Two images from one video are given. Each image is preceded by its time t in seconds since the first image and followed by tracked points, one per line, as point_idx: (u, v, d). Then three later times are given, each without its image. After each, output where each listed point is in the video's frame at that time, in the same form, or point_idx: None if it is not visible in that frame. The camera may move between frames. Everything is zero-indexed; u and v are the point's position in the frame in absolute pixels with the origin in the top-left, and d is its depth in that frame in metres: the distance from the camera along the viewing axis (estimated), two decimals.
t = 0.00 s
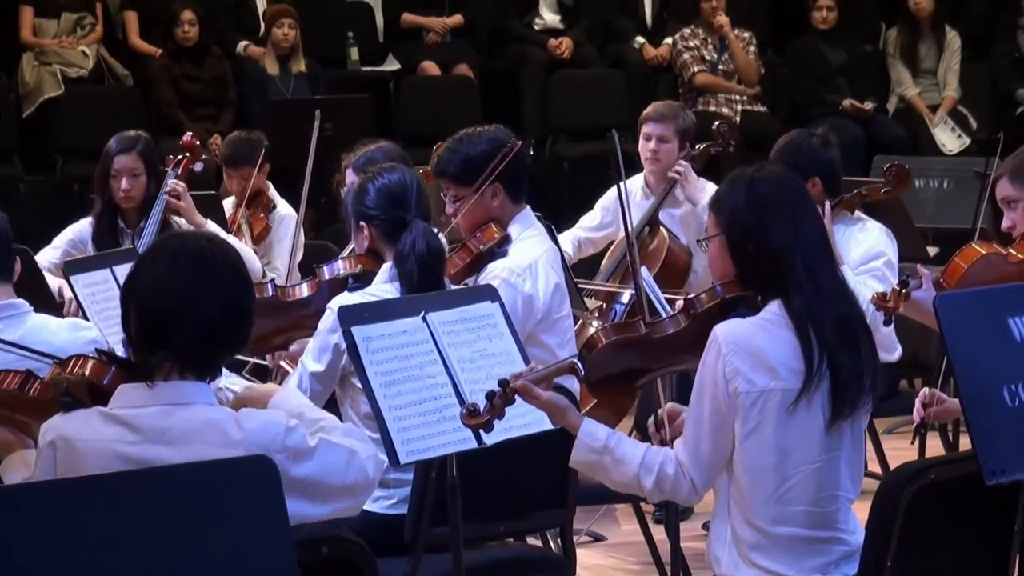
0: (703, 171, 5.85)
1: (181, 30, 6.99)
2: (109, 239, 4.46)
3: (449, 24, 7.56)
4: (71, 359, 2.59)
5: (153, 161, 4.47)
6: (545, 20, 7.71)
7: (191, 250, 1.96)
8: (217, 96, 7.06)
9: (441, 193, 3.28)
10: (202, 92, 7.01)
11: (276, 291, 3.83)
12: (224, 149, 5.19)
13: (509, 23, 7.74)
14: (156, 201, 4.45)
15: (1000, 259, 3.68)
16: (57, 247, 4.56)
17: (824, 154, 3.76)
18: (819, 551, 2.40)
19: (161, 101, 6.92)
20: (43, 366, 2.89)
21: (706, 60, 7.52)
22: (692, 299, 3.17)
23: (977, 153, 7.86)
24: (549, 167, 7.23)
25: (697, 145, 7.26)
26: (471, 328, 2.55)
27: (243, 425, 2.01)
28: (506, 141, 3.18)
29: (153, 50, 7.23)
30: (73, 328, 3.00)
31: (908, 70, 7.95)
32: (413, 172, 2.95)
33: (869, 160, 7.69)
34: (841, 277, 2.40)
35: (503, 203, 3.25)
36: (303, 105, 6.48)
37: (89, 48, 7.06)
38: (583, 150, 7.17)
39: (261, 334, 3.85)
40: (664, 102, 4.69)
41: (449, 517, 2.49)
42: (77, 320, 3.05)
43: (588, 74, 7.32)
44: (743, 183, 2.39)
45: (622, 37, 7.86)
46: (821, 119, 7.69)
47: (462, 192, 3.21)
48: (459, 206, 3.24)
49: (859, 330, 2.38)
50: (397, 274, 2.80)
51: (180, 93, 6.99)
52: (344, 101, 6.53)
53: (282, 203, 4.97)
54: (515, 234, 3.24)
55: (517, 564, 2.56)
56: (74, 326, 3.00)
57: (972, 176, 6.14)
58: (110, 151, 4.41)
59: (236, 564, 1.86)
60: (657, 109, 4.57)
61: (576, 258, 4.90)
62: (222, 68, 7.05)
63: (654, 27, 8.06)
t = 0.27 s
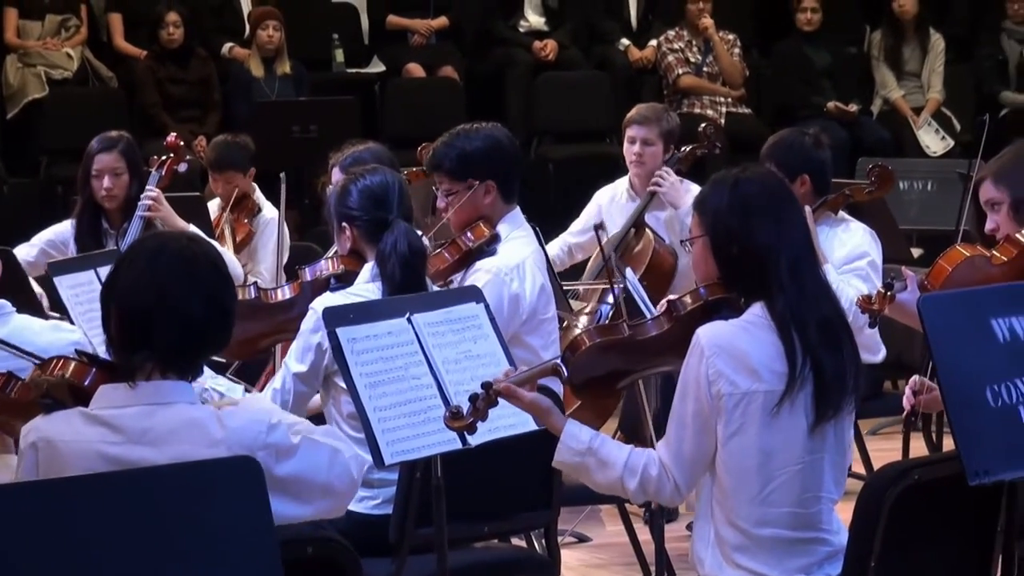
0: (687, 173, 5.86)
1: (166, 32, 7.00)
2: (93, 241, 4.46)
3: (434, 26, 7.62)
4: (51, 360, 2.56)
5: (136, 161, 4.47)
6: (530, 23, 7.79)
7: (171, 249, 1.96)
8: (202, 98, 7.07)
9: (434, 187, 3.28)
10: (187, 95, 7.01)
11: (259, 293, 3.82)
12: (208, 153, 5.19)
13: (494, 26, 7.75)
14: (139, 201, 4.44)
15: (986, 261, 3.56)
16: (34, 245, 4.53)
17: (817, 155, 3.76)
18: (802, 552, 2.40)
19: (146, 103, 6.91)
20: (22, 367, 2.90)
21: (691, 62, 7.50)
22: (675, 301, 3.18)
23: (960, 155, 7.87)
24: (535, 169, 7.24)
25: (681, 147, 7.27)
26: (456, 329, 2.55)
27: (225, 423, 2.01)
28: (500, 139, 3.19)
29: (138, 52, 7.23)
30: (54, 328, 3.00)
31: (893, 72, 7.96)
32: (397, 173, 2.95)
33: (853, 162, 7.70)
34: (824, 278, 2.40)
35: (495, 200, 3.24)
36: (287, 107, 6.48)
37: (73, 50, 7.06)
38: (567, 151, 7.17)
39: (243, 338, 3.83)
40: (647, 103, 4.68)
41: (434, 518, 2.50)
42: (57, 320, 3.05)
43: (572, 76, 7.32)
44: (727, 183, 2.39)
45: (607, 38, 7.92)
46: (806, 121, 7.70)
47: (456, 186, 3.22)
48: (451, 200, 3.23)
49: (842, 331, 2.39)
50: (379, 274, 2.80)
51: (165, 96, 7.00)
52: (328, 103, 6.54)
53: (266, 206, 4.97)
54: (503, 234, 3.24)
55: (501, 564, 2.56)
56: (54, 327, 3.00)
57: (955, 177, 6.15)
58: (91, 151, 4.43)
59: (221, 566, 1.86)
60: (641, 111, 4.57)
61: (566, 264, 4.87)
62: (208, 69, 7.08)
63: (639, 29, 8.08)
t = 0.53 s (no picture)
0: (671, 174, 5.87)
1: (150, 33, 7.07)
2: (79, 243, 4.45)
3: (418, 28, 7.62)
4: (29, 363, 2.58)
5: (126, 163, 4.48)
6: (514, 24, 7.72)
7: (149, 252, 1.96)
8: (186, 102, 7.11)
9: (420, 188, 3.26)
10: (171, 98, 7.05)
11: (242, 292, 3.82)
12: (196, 153, 5.15)
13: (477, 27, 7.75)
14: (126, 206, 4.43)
15: (969, 262, 3.59)
16: (16, 251, 4.49)
17: (808, 154, 3.78)
18: (786, 553, 2.40)
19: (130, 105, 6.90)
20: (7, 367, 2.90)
21: (676, 63, 7.52)
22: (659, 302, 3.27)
23: (943, 155, 7.89)
24: (520, 170, 7.23)
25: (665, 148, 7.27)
26: (440, 331, 2.55)
27: (206, 426, 2.01)
28: (486, 141, 3.18)
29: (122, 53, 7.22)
30: (39, 330, 3.00)
31: (877, 73, 7.97)
32: (381, 174, 2.96)
33: (837, 162, 7.71)
34: (808, 279, 2.40)
35: (481, 202, 3.23)
36: (271, 109, 6.47)
37: (57, 52, 7.04)
38: (551, 153, 7.17)
39: (226, 337, 3.83)
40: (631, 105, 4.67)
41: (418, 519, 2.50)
42: (40, 321, 3.05)
43: (556, 78, 7.32)
44: (711, 184, 2.39)
45: (591, 40, 7.89)
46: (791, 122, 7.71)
47: (443, 188, 3.20)
48: (438, 202, 3.22)
49: (826, 332, 2.39)
50: (363, 274, 2.80)
51: (149, 97, 7.03)
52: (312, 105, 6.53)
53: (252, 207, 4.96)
54: (490, 235, 3.26)
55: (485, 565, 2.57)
56: (39, 328, 3.00)
57: (939, 178, 6.16)
58: (81, 155, 4.41)
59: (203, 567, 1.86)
60: (625, 114, 4.57)
61: (553, 266, 4.93)
62: (192, 71, 7.09)
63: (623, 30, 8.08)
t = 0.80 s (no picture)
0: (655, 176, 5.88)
1: (133, 35, 7.01)
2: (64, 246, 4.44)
3: (402, 29, 7.61)
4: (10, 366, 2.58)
5: (111, 164, 4.48)
6: (497, 26, 7.74)
7: (127, 254, 1.96)
8: (170, 103, 7.11)
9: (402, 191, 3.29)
10: (154, 98, 7.05)
11: (226, 292, 3.83)
12: (183, 153, 5.17)
13: (461, 28, 7.75)
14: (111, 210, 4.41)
15: (951, 263, 3.67)
16: (6, 256, 4.48)
17: (795, 155, 3.79)
18: (771, 553, 2.40)
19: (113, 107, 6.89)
20: None
21: (659, 64, 7.51)
22: (645, 301, 3.28)
23: (926, 156, 7.91)
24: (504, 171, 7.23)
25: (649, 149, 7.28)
26: (423, 332, 2.55)
27: (188, 426, 2.01)
28: (466, 143, 3.20)
29: (105, 55, 7.21)
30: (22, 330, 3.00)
31: (860, 74, 7.94)
32: (363, 176, 2.96)
33: (821, 162, 7.72)
34: (793, 279, 2.40)
35: (462, 204, 3.26)
36: (255, 110, 6.47)
37: (40, 54, 7.03)
38: (536, 154, 7.17)
39: (209, 339, 3.82)
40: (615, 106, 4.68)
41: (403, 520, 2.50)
42: (23, 322, 3.05)
43: (539, 80, 7.33)
44: (695, 184, 2.38)
45: (575, 40, 7.90)
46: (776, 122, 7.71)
47: (423, 191, 3.23)
48: (419, 204, 3.25)
49: (810, 332, 2.39)
50: (347, 274, 2.80)
51: (133, 100, 7.02)
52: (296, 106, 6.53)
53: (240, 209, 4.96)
54: (472, 237, 3.24)
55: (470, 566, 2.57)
56: (22, 329, 3.00)
57: (922, 179, 6.18)
58: (67, 158, 4.41)
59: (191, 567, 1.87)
60: (608, 115, 4.57)
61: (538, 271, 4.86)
62: (175, 73, 7.14)
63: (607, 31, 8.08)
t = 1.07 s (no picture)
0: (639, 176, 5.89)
1: (117, 37, 6.92)
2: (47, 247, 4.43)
3: (387, 30, 7.55)
4: None
5: (91, 164, 4.47)
6: (481, 26, 7.77)
7: (97, 254, 1.96)
8: (154, 104, 7.05)
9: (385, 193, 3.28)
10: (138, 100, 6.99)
11: (208, 295, 3.84)
12: (167, 154, 5.14)
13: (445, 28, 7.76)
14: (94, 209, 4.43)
15: (933, 262, 3.63)
16: None
17: (780, 154, 3.80)
18: (755, 552, 2.40)
19: (97, 107, 6.87)
20: None
21: (644, 64, 7.52)
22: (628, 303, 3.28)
23: (910, 155, 7.93)
24: (489, 171, 7.24)
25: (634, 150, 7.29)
26: (408, 332, 2.55)
27: (165, 425, 2.01)
28: (448, 145, 3.21)
29: (88, 56, 7.20)
30: None
31: (843, 74, 7.98)
32: (344, 176, 2.97)
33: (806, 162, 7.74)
34: (777, 279, 2.41)
35: (446, 205, 3.28)
36: (240, 111, 6.47)
37: (23, 55, 7.02)
38: (520, 154, 7.17)
39: (193, 342, 3.85)
40: (598, 104, 4.64)
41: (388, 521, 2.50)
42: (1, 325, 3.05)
43: (523, 80, 7.34)
44: (678, 183, 2.39)
45: (559, 40, 7.84)
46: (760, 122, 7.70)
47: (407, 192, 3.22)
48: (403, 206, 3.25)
49: (794, 331, 2.39)
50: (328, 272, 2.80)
51: (115, 100, 6.96)
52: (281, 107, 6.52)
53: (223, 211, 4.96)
54: (455, 237, 3.28)
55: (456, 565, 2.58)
56: None
57: (906, 178, 6.20)
58: (46, 158, 4.40)
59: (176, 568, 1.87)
60: (592, 116, 4.56)
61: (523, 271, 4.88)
62: (159, 75, 7.05)
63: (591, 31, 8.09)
